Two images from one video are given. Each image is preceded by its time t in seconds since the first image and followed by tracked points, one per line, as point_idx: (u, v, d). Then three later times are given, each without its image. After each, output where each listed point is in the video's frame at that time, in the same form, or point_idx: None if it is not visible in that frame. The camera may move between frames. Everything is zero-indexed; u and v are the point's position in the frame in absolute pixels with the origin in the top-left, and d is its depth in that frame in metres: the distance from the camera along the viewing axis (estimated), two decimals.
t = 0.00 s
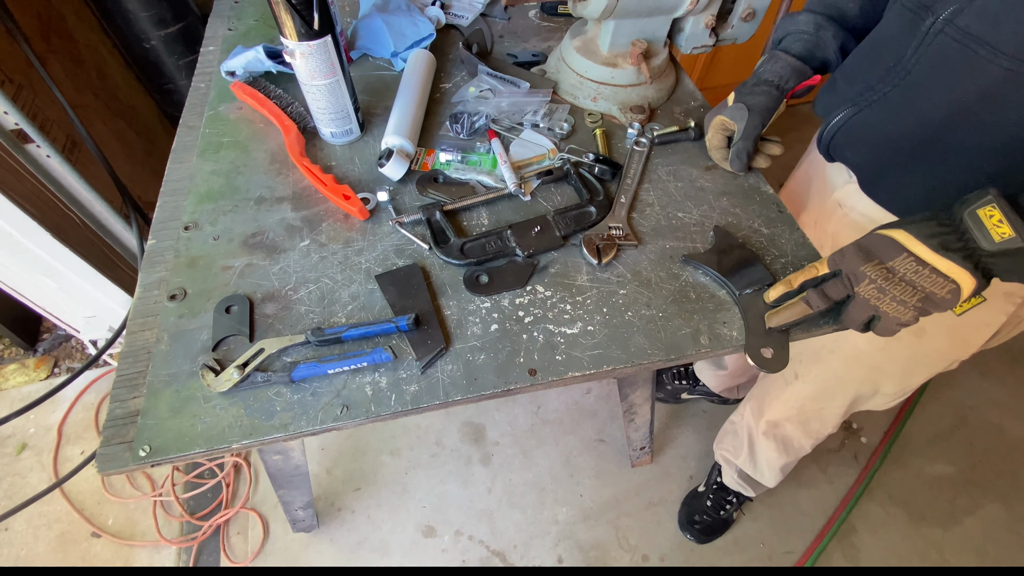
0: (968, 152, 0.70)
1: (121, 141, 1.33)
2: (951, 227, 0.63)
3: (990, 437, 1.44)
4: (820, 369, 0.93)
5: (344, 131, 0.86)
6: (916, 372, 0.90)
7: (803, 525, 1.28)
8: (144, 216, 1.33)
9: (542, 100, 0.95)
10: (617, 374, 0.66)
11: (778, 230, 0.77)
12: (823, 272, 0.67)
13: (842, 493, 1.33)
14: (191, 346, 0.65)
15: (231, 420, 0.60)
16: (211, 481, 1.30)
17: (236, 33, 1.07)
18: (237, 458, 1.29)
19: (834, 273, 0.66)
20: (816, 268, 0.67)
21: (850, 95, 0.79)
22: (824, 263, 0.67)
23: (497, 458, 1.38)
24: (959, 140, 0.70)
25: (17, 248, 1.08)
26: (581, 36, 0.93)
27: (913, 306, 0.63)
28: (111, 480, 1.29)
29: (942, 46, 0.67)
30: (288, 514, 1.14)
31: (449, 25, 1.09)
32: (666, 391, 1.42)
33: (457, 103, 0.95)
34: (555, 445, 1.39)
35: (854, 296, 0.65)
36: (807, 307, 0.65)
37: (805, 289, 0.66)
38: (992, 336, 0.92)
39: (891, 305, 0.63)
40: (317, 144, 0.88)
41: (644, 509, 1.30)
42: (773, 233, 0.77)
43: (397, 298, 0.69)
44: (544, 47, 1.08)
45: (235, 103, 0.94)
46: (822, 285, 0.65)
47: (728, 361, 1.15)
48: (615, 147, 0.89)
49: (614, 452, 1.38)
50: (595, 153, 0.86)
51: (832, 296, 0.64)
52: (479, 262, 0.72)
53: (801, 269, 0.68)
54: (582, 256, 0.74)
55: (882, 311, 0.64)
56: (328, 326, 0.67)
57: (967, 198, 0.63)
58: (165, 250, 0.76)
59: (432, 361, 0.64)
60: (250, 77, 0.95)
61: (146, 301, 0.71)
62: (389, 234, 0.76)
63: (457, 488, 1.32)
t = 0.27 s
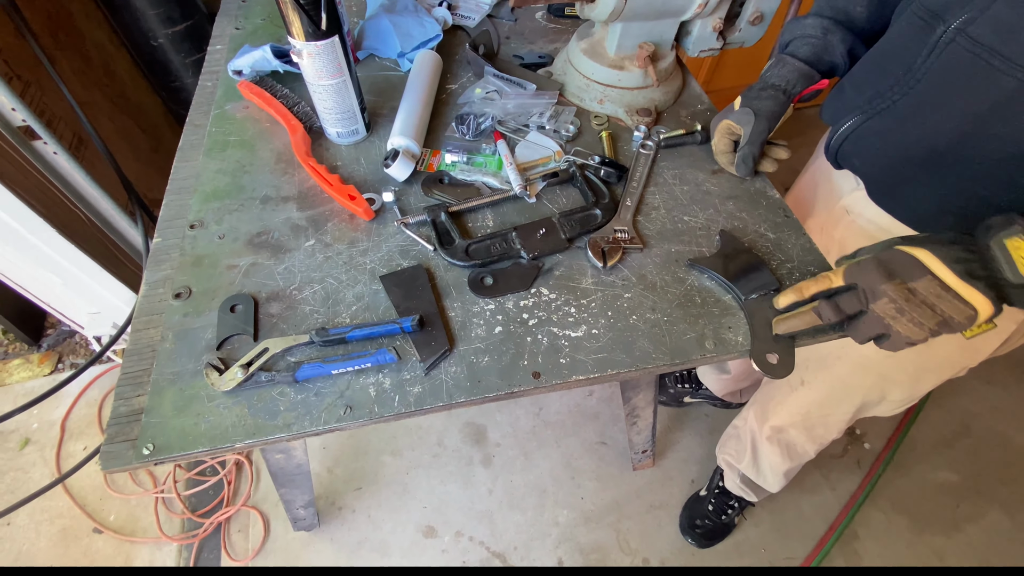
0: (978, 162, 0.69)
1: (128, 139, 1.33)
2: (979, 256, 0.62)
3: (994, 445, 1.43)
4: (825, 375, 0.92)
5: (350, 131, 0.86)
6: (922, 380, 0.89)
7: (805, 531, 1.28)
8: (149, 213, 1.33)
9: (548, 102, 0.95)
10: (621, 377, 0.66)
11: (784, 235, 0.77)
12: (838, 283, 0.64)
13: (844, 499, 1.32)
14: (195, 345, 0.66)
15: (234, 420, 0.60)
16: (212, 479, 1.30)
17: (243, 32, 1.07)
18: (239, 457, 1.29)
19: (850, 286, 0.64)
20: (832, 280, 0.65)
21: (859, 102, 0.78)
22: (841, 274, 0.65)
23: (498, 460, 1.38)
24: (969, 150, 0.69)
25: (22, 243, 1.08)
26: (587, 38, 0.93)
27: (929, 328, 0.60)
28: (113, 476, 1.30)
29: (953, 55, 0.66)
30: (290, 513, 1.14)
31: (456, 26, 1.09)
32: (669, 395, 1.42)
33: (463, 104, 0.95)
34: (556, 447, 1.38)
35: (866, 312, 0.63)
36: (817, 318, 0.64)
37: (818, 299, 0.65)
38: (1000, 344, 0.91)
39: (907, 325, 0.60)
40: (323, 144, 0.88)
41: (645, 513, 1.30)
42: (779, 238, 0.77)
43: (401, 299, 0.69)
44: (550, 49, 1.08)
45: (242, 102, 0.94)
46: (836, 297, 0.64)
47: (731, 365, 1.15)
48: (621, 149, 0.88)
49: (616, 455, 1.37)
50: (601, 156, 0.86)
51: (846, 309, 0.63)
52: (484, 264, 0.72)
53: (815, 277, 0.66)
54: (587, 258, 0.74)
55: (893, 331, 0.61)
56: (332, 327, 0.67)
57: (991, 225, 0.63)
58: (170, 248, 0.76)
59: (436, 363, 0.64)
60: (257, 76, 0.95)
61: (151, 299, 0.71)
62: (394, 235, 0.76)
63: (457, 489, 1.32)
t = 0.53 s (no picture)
0: (986, 167, 0.66)
1: (135, 135, 1.34)
2: None
3: (1000, 450, 1.42)
4: (832, 378, 0.92)
5: (359, 128, 0.86)
6: (930, 384, 0.89)
7: (808, 534, 1.27)
8: (157, 209, 1.34)
9: (556, 101, 0.94)
10: (627, 378, 0.66)
11: (792, 236, 0.76)
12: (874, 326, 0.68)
13: (848, 502, 1.32)
14: (203, 340, 0.66)
15: (241, 415, 0.60)
16: (216, 474, 1.30)
17: (253, 28, 1.07)
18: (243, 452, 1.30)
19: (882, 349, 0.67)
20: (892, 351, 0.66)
21: (866, 103, 0.76)
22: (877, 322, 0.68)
23: (501, 459, 1.38)
24: (977, 154, 0.66)
25: (30, 237, 1.09)
26: (597, 37, 0.93)
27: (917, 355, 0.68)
28: (119, 470, 1.30)
29: (965, 58, 0.65)
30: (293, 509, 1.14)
31: (465, 24, 1.09)
32: (673, 395, 1.42)
33: (471, 103, 0.95)
34: (559, 447, 1.38)
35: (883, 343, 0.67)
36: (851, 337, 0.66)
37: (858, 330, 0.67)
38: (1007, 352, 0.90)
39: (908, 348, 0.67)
40: (331, 141, 0.88)
41: (648, 513, 1.30)
42: (788, 239, 0.76)
43: (408, 297, 0.69)
44: (559, 47, 1.07)
45: (251, 98, 0.95)
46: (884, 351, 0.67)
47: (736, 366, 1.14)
48: (629, 149, 0.88)
49: (619, 456, 1.37)
50: (609, 156, 0.86)
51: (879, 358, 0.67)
52: (491, 263, 0.72)
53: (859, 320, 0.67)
54: (594, 258, 0.74)
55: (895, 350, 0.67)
56: (339, 324, 0.67)
57: None
58: (178, 244, 0.76)
59: (443, 361, 0.64)
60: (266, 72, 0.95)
61: (159, 294, 0.71)
62: (401, 233, 0.76)
63: (460, 487, 1.32)
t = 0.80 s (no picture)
0: (994, 173, 0.66)
1: (139, 132, 1.33)
2: None
3: (1003, 451, 1.42)
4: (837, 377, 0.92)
5: (363, 125, 0.86)
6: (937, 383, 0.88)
7: (811, 534, 1.27)
8: (160, 206, 1.34)
9: (561, 98, 0.94)
10: (633, 376, 0.65)
11: (798, 235, 0.76)
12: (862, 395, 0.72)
13: (851, 502, 1.31)
14: (208, 338, 0.66)
15: (247, 412, 0.60)
16: (219, 471, 1.30)
17: (256, 25, 1.07)
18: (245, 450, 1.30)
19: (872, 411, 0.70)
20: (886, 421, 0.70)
21: (874, 106, 0.76)
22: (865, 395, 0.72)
23: (503, 457, 1.38)
24: (985, 161, 0.66)
25: (34, 234, 1.09)
26: (602, 35, 0.93)
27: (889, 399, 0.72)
28: (122, 467, 1.30)
29: (973, 63, 0.65)
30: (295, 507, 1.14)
31: (469, 22, 1.09)
32: (675, 395, 1.41)
33: (476, 100, 0.95)
34: (561, 446, 1.38)
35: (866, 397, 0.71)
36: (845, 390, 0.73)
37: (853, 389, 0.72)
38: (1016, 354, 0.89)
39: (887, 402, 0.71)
40: (336, 139, 0.88)
41: (650, 513, 1.30)
42: (794, 238, 0.76)
43: (413, 294, 0.69)
44: (563, 45, 1.07)
45: (255, 95, 0.94)
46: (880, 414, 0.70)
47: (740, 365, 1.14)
48: (635, 147, 0.88)
49: (621, 455, 1.37)
50: (614, 154, 0.86)
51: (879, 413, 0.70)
52: (496, 261, 0.72)
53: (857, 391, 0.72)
54: (599, 256, 0.73)
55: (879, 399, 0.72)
56: (344, 321, 0.67)
57: None
58: (183, 241, 0.76)
59: (448, 359, 0.64)
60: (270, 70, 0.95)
61: (163, 291, 0.71)
62: (406, 230, 0.76)
63: (462, 485, 1.32)
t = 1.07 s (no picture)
0: (974, 170, 0.67)
1: (131, 134, 1.33)
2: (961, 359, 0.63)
3: (998, 445, 1.42)
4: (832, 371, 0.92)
5: (356, 126, 0.85)
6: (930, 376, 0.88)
7: (808, 530, 1.27)
8: (153, 209, 1.33)
9: (554, 98, 0.94)
10: (628, 375, 0.65)
11: (792, 232, 0.76)
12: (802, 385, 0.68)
13: (847, 498, 1.32)
14: (201, 340, 0.65)
15: (240, 414, 0.60)
16: (215, 475, 1.30)
17: (249, 26, 1.07)
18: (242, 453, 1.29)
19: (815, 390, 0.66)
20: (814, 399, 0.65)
21: (859, 101, 0.76)
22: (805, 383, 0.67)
23: (501, 457, 1.37)
24: (965, 157, 0.67)
25: (26, 238, 1.08)
26: (595, 34, 0.93)
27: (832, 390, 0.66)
28: (117, 472, 1.30)
29: (954, 61, 0.65)
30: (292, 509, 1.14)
31: (462, 21, 1.08)
32: (672, 393, 1.41)
33: (469, 100, 0.95)
34: (559, 445, 1.38)
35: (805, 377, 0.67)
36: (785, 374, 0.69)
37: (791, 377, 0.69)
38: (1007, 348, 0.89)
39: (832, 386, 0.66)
40: (329, 139, 0.87)
41: (648, 511, 1.30)
42: (788, 235, 0.76)
43: (407, 295, 0.69)
44: (556, 44, 1.07)
45: (247, 97, 0.94)
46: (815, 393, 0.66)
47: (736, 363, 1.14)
48: (628, 146, 0.88)
49: (619, 454, 1.37)
50: (608, 153, 0.86)
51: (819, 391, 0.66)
52: (490, 260, 0.72)
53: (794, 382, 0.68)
54: (594, 255, 0.73)
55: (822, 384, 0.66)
56: (338, 322, 0.66)
57: (983, 349, 0.61)
58: (175, 243, 0.76)
59: (443, 359, 0.64)
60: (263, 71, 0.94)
61: (156, 293, 0.70)
62: (400, 231, 0.76)
63: (460, 486, 1.32)
